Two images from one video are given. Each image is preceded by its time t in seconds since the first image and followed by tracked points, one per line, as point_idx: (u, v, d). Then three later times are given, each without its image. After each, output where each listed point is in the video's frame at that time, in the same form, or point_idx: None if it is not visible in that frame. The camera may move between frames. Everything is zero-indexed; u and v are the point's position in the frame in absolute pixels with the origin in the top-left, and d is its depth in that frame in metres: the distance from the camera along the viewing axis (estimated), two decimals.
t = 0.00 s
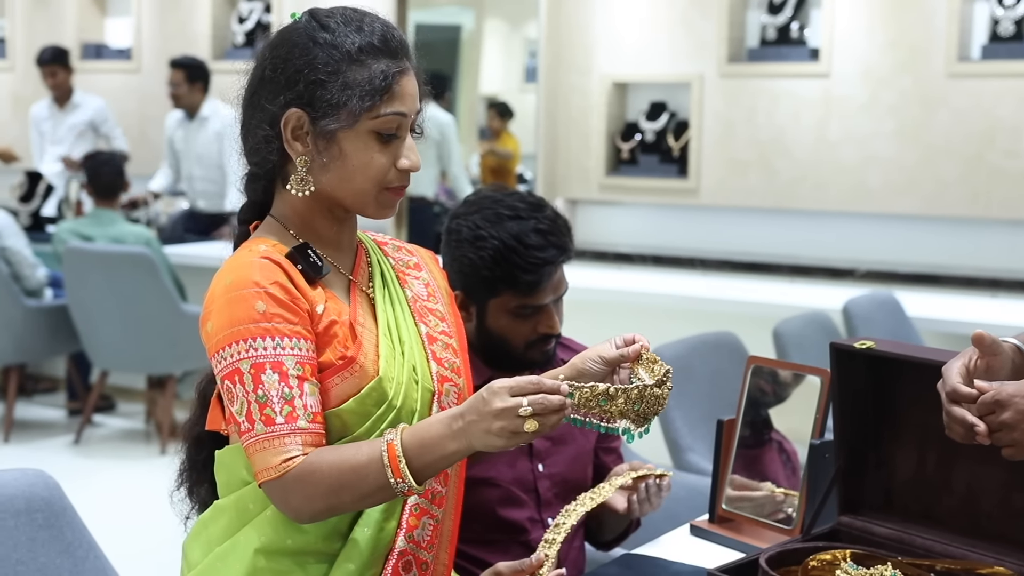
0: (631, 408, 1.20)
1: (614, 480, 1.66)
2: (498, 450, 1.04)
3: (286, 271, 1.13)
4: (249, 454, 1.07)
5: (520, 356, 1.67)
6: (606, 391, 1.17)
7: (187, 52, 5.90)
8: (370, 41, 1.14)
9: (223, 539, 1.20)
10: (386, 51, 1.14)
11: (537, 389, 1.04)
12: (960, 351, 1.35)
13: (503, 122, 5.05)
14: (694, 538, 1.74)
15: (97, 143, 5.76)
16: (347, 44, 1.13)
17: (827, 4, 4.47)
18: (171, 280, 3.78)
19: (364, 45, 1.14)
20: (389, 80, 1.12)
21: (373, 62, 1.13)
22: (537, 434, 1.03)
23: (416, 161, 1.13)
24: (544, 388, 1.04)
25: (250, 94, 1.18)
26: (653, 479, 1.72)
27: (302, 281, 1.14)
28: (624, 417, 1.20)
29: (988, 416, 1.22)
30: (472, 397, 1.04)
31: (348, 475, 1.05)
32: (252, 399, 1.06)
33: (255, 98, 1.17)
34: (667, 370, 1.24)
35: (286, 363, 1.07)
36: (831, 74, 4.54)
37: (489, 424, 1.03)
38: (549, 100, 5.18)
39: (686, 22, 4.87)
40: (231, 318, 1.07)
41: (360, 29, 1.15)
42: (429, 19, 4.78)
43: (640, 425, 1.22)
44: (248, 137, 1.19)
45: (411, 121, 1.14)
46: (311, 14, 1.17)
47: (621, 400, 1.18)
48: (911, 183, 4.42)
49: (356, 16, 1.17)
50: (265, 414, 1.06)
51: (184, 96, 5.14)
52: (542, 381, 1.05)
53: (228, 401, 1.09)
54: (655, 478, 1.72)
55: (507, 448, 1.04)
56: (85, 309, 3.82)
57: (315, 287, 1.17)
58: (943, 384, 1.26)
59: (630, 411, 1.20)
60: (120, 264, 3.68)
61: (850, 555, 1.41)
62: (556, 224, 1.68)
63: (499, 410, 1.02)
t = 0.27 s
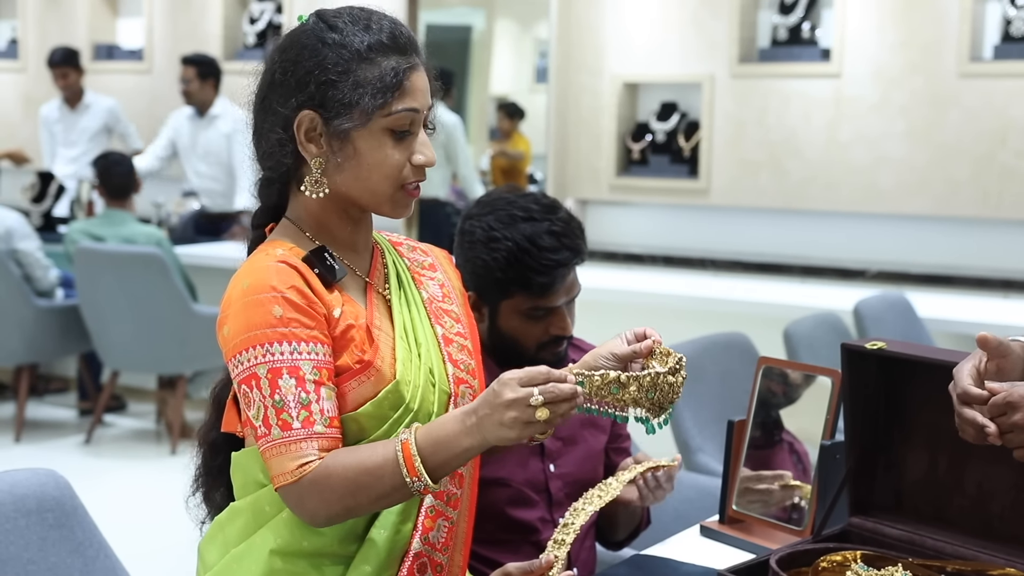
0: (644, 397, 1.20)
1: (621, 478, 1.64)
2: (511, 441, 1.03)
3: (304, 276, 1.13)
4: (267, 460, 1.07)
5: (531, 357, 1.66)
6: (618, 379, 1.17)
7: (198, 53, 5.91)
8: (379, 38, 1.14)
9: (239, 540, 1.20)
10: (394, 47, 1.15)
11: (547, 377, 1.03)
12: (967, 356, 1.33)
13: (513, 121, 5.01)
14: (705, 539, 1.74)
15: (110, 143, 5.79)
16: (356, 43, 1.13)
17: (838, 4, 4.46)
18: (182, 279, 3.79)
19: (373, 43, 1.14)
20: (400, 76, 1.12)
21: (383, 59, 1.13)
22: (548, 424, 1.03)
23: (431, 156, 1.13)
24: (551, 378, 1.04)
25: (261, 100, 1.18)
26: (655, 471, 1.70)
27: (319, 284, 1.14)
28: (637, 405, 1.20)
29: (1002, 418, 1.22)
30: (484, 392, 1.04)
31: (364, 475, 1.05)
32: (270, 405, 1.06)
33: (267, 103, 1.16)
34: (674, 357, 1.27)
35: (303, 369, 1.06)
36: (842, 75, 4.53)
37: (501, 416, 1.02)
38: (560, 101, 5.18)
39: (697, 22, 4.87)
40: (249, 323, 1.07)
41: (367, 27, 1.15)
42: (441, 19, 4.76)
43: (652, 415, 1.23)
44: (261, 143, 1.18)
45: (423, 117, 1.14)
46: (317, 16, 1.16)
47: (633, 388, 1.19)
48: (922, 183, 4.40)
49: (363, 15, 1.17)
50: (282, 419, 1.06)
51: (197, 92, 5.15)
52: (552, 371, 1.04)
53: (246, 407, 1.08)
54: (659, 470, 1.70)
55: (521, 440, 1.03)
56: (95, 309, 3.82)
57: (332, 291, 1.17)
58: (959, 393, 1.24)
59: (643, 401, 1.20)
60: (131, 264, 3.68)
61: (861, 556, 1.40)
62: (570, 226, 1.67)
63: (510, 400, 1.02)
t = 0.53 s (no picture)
0: (605, 340, 1.21)
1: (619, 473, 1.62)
2: (473, 404, 1.04)
3: (318, 282, 1.12)
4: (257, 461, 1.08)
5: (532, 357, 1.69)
6: (570, 324, 1.19)
7: (199, 52, 5.91)
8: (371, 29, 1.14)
9: (247, 540, 1.20)
10: (388, 35, 1.15)
11: (496, 330, 1.05)
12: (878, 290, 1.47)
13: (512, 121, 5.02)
14: (705, 539, 1.74)
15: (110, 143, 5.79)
16: (352, 36, 1.13)
17: (838, 5, 4.46)
18: (182, 279, 3.79)
19: (370, 34, 1.14)
20: (401, 60, 1.14)
21: (380, 48, 1.13)
22: (504, 376, 1.03)
23: (447, 132, 1.15)
24: (500, 330, 1.05)
25: (265, 114, 1.17)
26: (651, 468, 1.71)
27: (332, 290, 1.13)
28: (601, 350, 1.21)
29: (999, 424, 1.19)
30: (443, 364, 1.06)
31: (340, 472, 1.05)
32: (263, 410, 1.06)
33: (274, 118, 1.15)
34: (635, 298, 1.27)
35: (300, 378, 1.06)
36: (842, 75, 4.53)
37: (461, 376, 1.04)
38: (561, 101, 5.19)
39: (697, 22, 4.87)
40: (255, 326, 1.07)
41: (359, 20, 1.15)
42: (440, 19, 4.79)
43: (622, 358, 1.23)
44: (273, 161, 1.17)
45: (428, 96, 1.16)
46: (300, 20, 1.15)
47: (589, 330, 1.20)
48: (922, 184, 4.41)
49: (348, 10, 1.16)
50: (271, 426, 1.06)
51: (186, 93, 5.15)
52: (502, 326, 1.06)
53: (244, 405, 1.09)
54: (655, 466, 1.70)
55: (482, 400, 1.04)
56: (96, 309, 3.83)
57: (345, 297, 1.15)
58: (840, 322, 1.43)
59: (604, 344, 1.21)
60: (131, 263, 3.68)
61: (861, 556, 1.41)
62: (572, 226, 1.68)
63: (467, 359, 1.04)
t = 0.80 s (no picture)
0: (603, 357, 1.22)
1: (618, 473, 1.63)
2: (473, 428, 1.05)
3: (329, 286, 1.13)
4: (253, 459, 1.10)
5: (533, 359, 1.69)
6: (565, 343, 1.21)
7: (201, 54, 5.93)
8: (375, 30, 1.16)
9: (254, 539, 1.22)
10: (392, 35, 1.17)
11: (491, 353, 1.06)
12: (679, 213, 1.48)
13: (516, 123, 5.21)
14: (704, 538, 1.76)
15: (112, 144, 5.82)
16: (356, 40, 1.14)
17: (837, 7, 4.47)
18: (184, 279, 3.81)
19: (374, 38, 1.15)
20: (406, 60, 1.15)
21: (383, 49, 1.14)
22: (498, 396, 1.03)
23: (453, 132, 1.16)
24: (495, 355, 1.07)
25: (272, 118, 1.18)
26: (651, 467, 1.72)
27: (342, 295, 1.14)
28: (600, 368, 1.23)
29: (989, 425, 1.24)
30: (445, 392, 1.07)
31: (337, 483, 1.06)
32: (262, 411, 1.08)
33: (280, 121, 1.17)
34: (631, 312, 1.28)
35: (301, 383, 1.07)
36: (840, 77, 4.55)
37: (462, 401, 1.05)
38: (561, 103, 5.21)
39: (696, 24, 4.88)
40: (261, 328, 1.08)
41: (364, 23, 1.16)
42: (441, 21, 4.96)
43: (621, 374, 1.24)
44: (281, 165, 1.19)
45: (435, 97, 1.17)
46: (306, 24, 1.17)
47: (586, 348, 1.22)
48: (920, 185, 4.43)
49: (351, 12, 1.18)
50: (269, 428, 1.07)
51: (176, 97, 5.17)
52: (498, 350, 1.07)
53: (246, 403, 1.11)
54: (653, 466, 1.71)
55: (483, 422, 1.04)
56: (98, 308, 3.84)
57: (355, 301, 1.16)
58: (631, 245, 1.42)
59: (601, 361, 1.22)
60: (133, 263, 3.70)
61: (858, 554, 1.42)
62: (573, 228, 1.70)
63: (463, 382, 1.05)
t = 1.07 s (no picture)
0: (609, 367, 1.24)
1: (616, 472, 1.66)
2: (482, 435, 1.08)
3: (338, 287, 1.15)
4: (262, 458, 1.12)
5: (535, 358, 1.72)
6: (573, 353, 1.22)
7: (206, 57, 5.97)
8: (385, 34, 1.18)
9: (259, 535, 1.24)
10: (403, 40, 1.19)
11: (500, 362, 1.09)
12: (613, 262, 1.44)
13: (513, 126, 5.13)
14: (701, 535, 1.78)
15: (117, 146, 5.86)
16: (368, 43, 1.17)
17: (833, 11, 4.49)
18: (188, 280, 3.84)
19: (386, 41, 1.18)
20: (418, 65, 1.18)
21: (395, 53, 1.17)
22: (506, 405, 1.06)
23: (463, 134, 1.19)
24: (504, 364, 1.09)
25: (283, 118, 1.21)
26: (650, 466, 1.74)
27: (352, 297, 1.16)
28: (606, 378, 1.24)
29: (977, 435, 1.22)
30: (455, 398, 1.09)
31: (345, 484, 1.09)
32: (271, 410, 1.10)
33: (291, 121, 1.20)
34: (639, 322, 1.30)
35: (311, 384, 1.10)
36: (836, 80, 4.58)
37: (470, 408, 1.07)
38: (560, 107, 5.30)
39: (695, 27, 4.91)
40: (272, 328, 1.10)
41: (375, 26, 1.19)
42: (441, 23, 4.64)
43: (626, 385, 1.26)
44: (291, 165, 1.22)
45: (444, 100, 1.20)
46: (318, 27, 1.19)
47: (592, 358, 1.23)
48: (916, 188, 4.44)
49: (362, 16, 1.20)
50: (278, 427, 1.10)
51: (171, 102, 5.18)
52: (506, 359, 1.10)
53: (256, 401, 1.13)
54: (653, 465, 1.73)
55: (490, 429, 1.07)
56: (103, 308, 3.87)
57: (364, 303, 1.19)
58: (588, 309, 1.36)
59: (608, 372, 1.24)
60: (138, 264, 3.73)
61: (854, 552, 1.45)
62: (574, 229, 1.73)
63: (472, 391, 1.07)
